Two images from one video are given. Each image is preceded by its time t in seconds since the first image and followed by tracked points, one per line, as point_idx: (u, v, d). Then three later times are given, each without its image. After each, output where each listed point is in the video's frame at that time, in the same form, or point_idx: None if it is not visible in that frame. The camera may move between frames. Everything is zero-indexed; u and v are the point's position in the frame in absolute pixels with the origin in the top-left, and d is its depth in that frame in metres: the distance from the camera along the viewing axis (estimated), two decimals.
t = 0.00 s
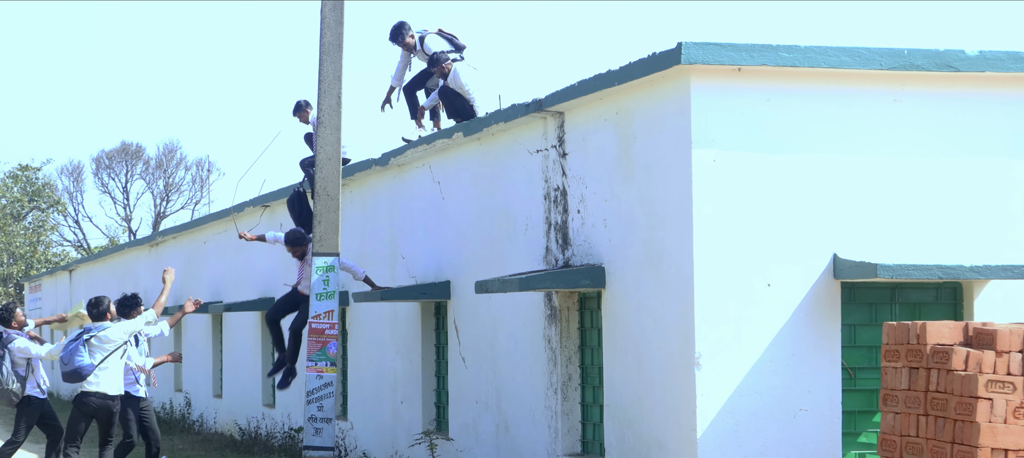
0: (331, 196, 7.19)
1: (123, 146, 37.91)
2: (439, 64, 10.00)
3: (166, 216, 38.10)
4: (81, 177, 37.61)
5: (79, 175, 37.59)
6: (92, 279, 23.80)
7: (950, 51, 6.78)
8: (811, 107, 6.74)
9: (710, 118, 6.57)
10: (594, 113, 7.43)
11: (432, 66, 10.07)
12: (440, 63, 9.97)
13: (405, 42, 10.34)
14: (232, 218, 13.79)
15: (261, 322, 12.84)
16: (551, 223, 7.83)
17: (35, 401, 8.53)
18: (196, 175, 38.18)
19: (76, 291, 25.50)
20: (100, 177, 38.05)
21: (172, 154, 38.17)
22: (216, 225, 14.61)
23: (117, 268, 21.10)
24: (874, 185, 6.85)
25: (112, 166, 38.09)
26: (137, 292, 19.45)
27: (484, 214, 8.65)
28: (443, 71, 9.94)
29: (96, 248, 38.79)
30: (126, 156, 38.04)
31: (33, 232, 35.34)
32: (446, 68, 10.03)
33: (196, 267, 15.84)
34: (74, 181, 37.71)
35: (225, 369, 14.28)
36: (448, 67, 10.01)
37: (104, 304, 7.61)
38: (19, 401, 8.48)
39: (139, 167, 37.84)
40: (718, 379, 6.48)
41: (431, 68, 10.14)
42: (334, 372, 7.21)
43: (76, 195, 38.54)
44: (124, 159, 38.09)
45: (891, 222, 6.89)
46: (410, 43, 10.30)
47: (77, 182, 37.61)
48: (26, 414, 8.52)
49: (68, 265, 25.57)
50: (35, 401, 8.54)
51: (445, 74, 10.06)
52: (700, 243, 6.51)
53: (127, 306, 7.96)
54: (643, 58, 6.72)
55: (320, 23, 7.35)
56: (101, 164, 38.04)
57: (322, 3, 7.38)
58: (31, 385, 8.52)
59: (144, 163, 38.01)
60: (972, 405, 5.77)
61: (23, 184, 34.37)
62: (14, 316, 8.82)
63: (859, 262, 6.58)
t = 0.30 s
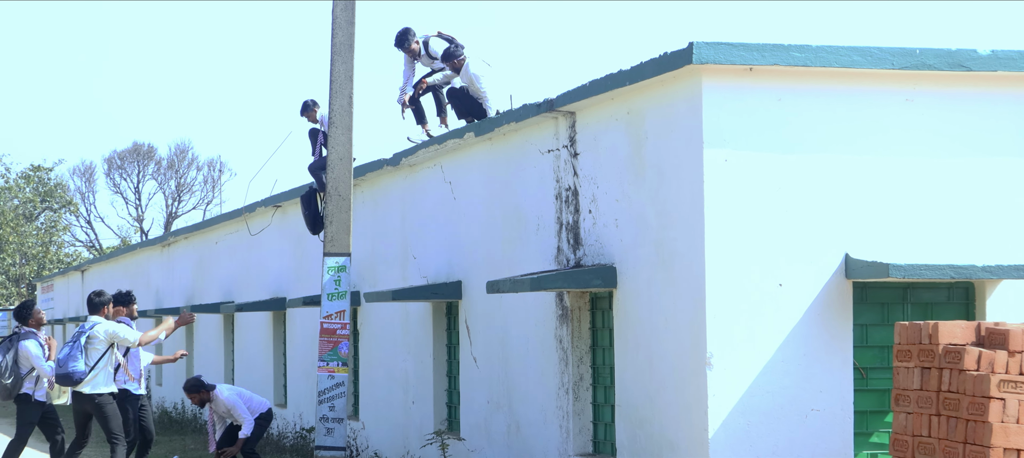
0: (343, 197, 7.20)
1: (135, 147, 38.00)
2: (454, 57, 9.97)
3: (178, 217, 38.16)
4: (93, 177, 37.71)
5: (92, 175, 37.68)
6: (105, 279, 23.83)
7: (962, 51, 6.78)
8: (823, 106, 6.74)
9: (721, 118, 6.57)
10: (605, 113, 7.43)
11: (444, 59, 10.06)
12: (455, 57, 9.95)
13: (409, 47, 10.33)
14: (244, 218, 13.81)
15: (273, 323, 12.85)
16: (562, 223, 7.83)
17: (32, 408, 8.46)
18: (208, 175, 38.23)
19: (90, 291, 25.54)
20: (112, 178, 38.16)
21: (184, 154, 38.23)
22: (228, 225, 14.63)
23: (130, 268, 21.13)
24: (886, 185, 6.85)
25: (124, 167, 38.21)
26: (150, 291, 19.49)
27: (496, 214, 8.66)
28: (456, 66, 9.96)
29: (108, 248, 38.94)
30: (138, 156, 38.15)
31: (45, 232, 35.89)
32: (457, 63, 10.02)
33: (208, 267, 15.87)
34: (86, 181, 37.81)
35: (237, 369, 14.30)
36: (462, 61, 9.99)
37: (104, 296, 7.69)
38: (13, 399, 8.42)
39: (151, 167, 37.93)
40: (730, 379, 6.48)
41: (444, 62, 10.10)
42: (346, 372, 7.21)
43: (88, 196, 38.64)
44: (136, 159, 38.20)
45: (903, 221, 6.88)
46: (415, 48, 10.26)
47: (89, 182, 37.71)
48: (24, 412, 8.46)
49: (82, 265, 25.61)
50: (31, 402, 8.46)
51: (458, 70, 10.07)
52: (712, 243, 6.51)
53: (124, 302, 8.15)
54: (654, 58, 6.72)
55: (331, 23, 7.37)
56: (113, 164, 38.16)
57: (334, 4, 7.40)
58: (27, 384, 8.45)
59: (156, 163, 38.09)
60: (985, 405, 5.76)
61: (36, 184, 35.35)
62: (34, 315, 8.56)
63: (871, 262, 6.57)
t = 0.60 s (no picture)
0: (355, 196, 7.20)
1: (146, 146, 38.09)
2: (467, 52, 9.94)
3: (189, 216, 38.20)
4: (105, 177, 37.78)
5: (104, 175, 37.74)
6: (118, 279, 23.85)
7: (974, 50, 6.77)
8: (835, 107, 6.73)
9: (733, 118, 6.57)
10: (617, 112, 7.43)
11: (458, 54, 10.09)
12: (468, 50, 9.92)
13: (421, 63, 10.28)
14: (255, 217, 13.83)
15: (285, 322, 12.86)
16: (574, 222, 7.83)
17: (23, 408, 8.51)
18: (220, 175, 38.27)
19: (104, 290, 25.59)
20: (124, 177, 38.26)
21: (195, 154, 38.28)
22: (240, 224, 14.65)
23: (142, 268, 21.15)
24: (899, 185, 6.84)
25: (136, 167, 38.31)
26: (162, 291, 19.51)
27: (507, 214, 8.66)
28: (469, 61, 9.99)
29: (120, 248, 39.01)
30: (149, 156, 38.24)
31: (57, 232, 36.14)
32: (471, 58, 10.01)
33: (219, 266, 15.89)
34: (98, 181, 37.90)
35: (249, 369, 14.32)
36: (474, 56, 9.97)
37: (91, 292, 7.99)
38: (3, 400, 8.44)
39: (163, 167, 38.01)
40: (742, 379, 6.48)
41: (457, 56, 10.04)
42: (357, 372, 7.22)
43: (100, 196, 38.72)
44: (148, 159, 38.29)
45: (916, 221, 6.87)
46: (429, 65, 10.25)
47: (101, 181, 37.80)
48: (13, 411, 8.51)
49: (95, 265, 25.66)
50: (20, 402, 8.50)
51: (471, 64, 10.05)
52: (724, 242, 6.51)
53: (144, 304, 8.31)
54: (666, 58, 6.72)
55: (343, 23, 7.38)
56: (125, 164, 38.28)
57: (345, 4, 7.41)
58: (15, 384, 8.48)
59: (168, 163, 38.16)
60: (997, 404, 5.76)
61: (48, 184, 35.47)
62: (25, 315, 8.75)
63: (883, 261, 6.56)
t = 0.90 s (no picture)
0: (366, 196, 7.20)
1: (157, 146, 38.18)
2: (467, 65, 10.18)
3: (200, 216, 38.25)
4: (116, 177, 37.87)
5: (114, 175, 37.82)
6: (129, 278, 23.88)
7: (986, 49, 6.76)
8: (847, 106, 6.72)
9: (745, 117, 6.56)
10: (628, 112, 7.43)
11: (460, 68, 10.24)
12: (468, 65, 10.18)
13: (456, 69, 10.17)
14: (266, 216, 13.83)
15: (295, 322, 12.87)
16: (585, 222, 7.83)
17: (22, 402, 8.96)
18: (230, 174, 38.31)
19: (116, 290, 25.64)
20: (135, 177, 38.36)
21: (205, 154, 38.34)
22: (250, 224, 14.66)
23: (153, 268, 21.18)
24: (911, 184, 6.83)
25: (147, 166, 38.42)
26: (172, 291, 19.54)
27: (518, 213, 8.66)
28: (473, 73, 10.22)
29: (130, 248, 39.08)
30: (161, 156, 38.34)
31: (68, 232, 36.42)
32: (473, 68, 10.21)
33: (229, 266, 15.91)
34: (108, 181, 38.00)
35: (259, 368, 14.33)
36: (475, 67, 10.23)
37: (93, 291, 7.95)
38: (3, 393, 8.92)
39: (173, 167, 38.07)
40: (753, 378, 6.46)
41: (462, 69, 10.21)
42: (368, 371, 7.21)
43: (110, 196, 38.81)
44: (158, 159, 38.38)
45: (928, 221, 6.86)
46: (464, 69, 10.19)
47: (112, 181, 37.88)
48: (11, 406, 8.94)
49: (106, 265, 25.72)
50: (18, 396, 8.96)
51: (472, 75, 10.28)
52: (735, 241, 6.50)
53: (180, 304, 8.06)
54: (676, 57, 6.71)
55: (354, 22, 7.39)
56: (135, 164, 38.39)
57: (356, 4, 7.42)
58: (14, 377, 8.99)
59: (179, 163, 38.22)
60: (1009, 404, 5.75)
61: (59, 184, 36.30)
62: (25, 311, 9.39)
63: (895, 261, 6.54)
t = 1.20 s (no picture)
0: (379, 194, 7.15)
1: (168, 145, 38.20)
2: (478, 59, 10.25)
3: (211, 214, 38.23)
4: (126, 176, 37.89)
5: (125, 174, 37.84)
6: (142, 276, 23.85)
7: (1005, 46, 6.71)
8: (864, 104, 6.67)
9: (761, 115, 6.50)
10: (642, 109, 7.39)
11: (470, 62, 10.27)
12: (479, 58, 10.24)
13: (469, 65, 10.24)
14: (277, 215, 13.80)
15: (307, 321, 12.84)
16: (599, 220, 7.79)
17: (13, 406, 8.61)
18: (241, 173, 38.29)
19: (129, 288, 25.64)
20: (145, 176, 38.38)
21: (216, 152, 38.34)
22: (262, 222, 14.63)
23: (165, 265, 21.14)
24: (928, 182, 6.78)
25: (157, 165, 38.45)
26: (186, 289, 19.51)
27: (531, 211, 8.62)
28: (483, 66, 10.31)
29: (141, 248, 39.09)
30: (171, 155, 38.34)
31: (78, 230, 36.50)
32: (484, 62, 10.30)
33: (241, 264, 15.89)
34: (119, 179, 38.03)
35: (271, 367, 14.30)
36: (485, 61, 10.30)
37: (106, 288, 7.90)
38: None
39: (184, 165, 38.07)
40: (769, 378, 6.41)
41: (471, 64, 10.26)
42: (381, 370, 7.17)
43: (121, 194, 38.83)
44: (169, 157, 38.39)
45: (946, 219, 6.81)
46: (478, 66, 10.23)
47: (123, 180, 37.90)
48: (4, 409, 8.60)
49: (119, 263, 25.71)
50: (11, 398, 8.61)
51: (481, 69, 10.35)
52: (751, 240, 6.45)
53: (196, 301, 8.04)
54: (692, 54, 6.67)
55: (367, 20, 7.36)
56: (146, 163, 38.43)
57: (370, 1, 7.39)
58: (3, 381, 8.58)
59: (189, 161, 38.20)
60: None
61: (70, 183, 36.58)
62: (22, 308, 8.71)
63: (912, 259, 6.48)
